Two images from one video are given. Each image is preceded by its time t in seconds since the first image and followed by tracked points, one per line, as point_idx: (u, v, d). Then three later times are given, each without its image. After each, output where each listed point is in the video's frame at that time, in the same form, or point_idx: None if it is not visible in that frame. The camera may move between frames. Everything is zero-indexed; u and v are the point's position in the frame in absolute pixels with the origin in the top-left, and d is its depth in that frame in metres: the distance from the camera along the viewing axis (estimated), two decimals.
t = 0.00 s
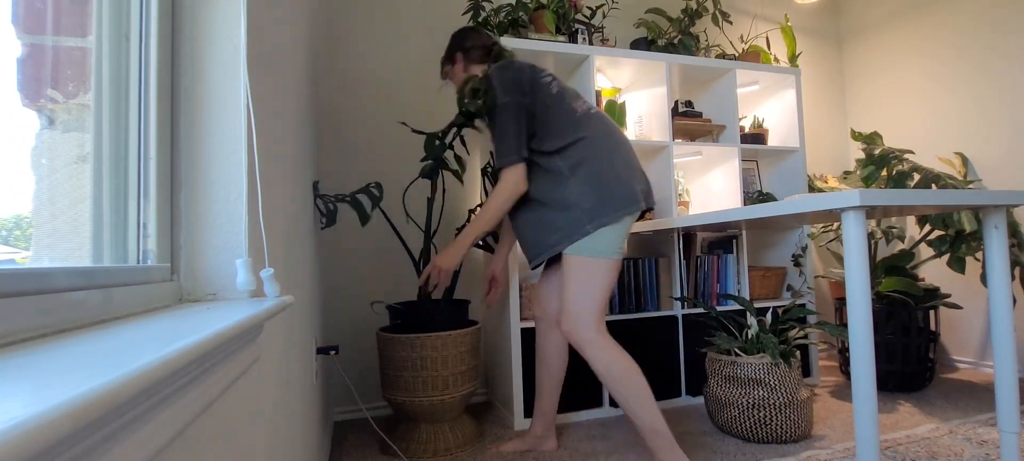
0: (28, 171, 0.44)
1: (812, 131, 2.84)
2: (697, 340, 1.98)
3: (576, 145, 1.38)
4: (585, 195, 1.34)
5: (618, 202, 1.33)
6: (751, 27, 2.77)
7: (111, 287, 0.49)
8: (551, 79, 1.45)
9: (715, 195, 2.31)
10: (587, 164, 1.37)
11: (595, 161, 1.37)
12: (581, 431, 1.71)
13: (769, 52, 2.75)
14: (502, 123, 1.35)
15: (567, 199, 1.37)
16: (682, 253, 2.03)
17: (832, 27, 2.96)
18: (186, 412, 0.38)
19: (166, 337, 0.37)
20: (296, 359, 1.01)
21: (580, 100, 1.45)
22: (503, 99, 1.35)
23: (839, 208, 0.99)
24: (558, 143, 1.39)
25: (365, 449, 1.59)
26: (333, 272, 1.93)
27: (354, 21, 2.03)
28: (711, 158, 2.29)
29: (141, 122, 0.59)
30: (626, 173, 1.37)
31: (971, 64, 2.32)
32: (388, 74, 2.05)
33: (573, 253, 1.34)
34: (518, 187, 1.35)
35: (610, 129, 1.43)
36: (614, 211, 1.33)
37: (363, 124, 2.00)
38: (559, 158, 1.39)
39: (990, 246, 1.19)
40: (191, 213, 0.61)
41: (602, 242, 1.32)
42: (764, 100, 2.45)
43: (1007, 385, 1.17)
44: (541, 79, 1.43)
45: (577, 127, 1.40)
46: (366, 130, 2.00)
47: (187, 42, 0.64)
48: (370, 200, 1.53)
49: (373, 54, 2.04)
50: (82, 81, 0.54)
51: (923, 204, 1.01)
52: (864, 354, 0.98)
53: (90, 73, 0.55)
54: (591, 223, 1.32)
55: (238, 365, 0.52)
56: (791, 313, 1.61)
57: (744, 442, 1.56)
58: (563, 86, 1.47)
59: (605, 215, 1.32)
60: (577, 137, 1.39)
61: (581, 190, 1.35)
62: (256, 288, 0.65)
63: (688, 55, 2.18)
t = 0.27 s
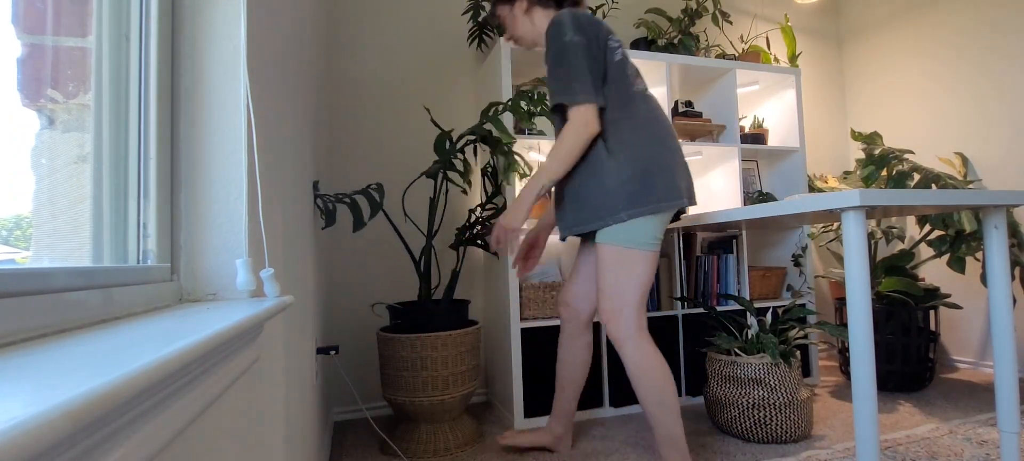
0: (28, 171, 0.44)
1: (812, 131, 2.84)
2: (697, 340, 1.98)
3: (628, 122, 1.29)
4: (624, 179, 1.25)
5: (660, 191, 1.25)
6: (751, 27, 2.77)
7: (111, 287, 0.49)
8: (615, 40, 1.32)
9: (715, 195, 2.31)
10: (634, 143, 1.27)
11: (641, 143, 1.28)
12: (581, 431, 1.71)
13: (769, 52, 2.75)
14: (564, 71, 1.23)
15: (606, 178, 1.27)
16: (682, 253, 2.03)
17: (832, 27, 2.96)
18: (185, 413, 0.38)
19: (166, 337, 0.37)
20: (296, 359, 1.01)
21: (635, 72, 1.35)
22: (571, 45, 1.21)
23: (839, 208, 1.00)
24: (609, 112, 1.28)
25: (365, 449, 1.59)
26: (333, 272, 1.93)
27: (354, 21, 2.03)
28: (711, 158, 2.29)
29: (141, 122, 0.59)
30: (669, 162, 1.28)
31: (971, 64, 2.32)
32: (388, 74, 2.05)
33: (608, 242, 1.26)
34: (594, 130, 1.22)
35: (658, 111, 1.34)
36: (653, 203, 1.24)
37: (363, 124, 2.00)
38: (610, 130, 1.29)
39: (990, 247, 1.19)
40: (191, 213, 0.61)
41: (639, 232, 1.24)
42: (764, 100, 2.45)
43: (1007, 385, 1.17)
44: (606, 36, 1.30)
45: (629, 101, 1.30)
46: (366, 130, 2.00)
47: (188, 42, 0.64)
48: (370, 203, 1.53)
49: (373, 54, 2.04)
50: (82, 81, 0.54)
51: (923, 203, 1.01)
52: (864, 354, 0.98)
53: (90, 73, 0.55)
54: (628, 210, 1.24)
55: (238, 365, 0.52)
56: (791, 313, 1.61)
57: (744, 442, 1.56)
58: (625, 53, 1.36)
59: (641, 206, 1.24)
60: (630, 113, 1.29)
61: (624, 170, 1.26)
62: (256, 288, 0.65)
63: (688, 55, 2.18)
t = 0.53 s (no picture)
0: (28, 171, 0.44)
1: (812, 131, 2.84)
2: (697, 340, 1.98)
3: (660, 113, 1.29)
4: (649, 167, 1.25)
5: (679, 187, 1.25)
6: (751, 27, 2.77)
7: (111, 287, 0.49)
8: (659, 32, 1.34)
9: (715, 195, 2.31)
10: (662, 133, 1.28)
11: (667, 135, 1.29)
12: (581, 431, 1.71)
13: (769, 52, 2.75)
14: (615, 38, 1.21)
15: (634, 161, 1.26)
16: (682, 253, 2.03)
17: (832, 27, 2.96)
18: (185, 413, 0.38)
19: (166, 337, 0.37)
20: (296, 359, 1.01)
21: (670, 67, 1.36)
22: (623, 15, 1.21)
23: (839, 208, 0.99)
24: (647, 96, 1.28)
25: (365, 449, 1.59)
26: (333, 272, 1.93)
27: (354, 21, 2.03)
28: (711, 158, 2.29)
29: (141, 122, 0.59)
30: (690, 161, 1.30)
31: (971, 64, 2.32)
32: (388, 74, 2.05)
33: (627, 237, 1.26)
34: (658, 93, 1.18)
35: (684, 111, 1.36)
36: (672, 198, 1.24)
37: (364, 124, 2.00)
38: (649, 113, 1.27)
39: (990, 247, 1.19)
40: (191, 213, 0.61)
41: (658, 224, 1.23)
42: (764, 100, 2.45)
43: (1007, 385, 1.17)
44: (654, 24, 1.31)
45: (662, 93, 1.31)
46: (366, 130, 2.00)
47: (188, 42, 0.64)
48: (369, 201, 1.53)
49: (374, 54, 2.04)
50: (82, 81, 0.54)
51: (923, 204, 1.01)
52: (864, 355, 0.98)
53: (90, 73, 0.55)
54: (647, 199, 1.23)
55: (238, 365, 0.52)
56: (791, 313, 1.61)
57: (744, 442, 1.56)
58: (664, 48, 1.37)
59: (660, 199, 1.23)
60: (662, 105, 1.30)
61: (652, 156, 1.26)
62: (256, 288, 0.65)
63: (688, 55, 2.18)
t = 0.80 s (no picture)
0: (28, 171, 0.44)
1: (812, 131, 2.84)
2: (697, 340, 1.98)
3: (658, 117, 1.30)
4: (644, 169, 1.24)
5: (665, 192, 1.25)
6: (751, 27, 2.77)
7: (111, 287, 0.49)
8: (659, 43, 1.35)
9: (715, 195, 2.31)
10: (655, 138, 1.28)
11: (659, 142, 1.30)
12: (581, 431, 1.71)
13: (769, 52, 2.75)
14: (624, 45, 1.21)
15: (627, 163, 1.25)
16: (682, 253, 2.02)
17: (832, 27, 2.96)
18: (185, 412, 0.38)
19: (167, 337, 0.37)
20: (296, 358, 1.01)
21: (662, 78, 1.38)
22: (634, 22, 1.21)
23: (839, 208, 0.99)
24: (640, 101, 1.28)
25: (365, 449, 1.59)
26: (333, 272, 1.93)
27: (354, 21, 2.03)
28: (711, 158, 2.29)
29: (141, 122, 0.59)
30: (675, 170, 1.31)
31: (971, 64, 2.32)
32: (388, 73, 2.05)
33: (612, 240, 1.25)
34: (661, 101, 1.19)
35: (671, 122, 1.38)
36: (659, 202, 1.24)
37: (364, 124, 2.00)
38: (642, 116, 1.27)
39: (990, 247, 1.19)
40: (191, 213, 0.61)
41: (640, 227, 1.23)
42: (764, 100, 2.45)
43: (1007, 385, 1.17)
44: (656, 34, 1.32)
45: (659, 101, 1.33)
46: (365, 130, 2.00)
47: (188, 42, 0.64)
48: (369, 201, 1.52)
49: (374, 54, 2.04)
50: (82, 81, 0.54)
51: (923, 204, 1.01)
52: (864, 354, 0.98)
53: (90, 73, 0.55)
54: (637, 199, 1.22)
55: (238, 365, 0.52)
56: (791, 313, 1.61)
57: (744, 442, 1.56)
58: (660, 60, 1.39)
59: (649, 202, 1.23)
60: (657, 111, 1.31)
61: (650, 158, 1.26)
62: (256, 288, 0.65)
63: (688, 55, 2.18)
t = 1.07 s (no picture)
0: (28, 171, 0.44)
1: (812, 131, 2.84)
2: (697, 340, 1.98)
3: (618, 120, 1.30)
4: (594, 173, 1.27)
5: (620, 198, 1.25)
6: (751, 27, 2.77)
7: (111, 287, 0.49)
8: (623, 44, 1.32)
9: (715, 195, 2.31)
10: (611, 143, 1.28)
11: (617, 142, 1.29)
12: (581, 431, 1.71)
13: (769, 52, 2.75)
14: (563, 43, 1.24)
15: (579, 166, 1.29)
16: (682, 253, 2.02)
17: (832, 27, 2.96)
18: (186, 413, 0.38)
19: (167, 337, 0.37)
20: (297, 358, 1.01)
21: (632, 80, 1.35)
22: (577, 27, 1.23)
23: (839, 208, 0.99)
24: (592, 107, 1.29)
25: (365, 449, 1.59)
26: (333, 272, 1.93)
27: (354, 21, 2.03)
28: (711, 158, 2.29)
29: (141, 123, 0.59)
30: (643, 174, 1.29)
31: (971, 64, 2.32)
32: (388, 73, 2.05)
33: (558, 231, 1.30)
34: (565, 98, 1.21)
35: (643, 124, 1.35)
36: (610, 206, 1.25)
37: (363, 124, 2.00)
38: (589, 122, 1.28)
39: (991, 247, 1.19)
40: (192, 213, 0.61)
41: (587, 224, 1.26)
42: (764, 100, 2.45)
43: (1007, 385, 1.17)
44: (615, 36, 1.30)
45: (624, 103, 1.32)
46: (365, 129, 2.00)
47: (188, 42, 0.64)
48: (369, 201, 1.52)
49: (373, 54, 2.04)
50: (82, 81, 0.54)
51: (923, 204, 1.01)
52: (864, 354, 0.98)
53: (90, 73, 0.55)
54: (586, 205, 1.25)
55: (238, 365, 0.52)
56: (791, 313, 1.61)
57: (744, 442, 1.56)
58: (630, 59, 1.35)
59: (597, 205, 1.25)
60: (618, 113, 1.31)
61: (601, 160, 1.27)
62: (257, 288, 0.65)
63: (688, 55, 2.18)
